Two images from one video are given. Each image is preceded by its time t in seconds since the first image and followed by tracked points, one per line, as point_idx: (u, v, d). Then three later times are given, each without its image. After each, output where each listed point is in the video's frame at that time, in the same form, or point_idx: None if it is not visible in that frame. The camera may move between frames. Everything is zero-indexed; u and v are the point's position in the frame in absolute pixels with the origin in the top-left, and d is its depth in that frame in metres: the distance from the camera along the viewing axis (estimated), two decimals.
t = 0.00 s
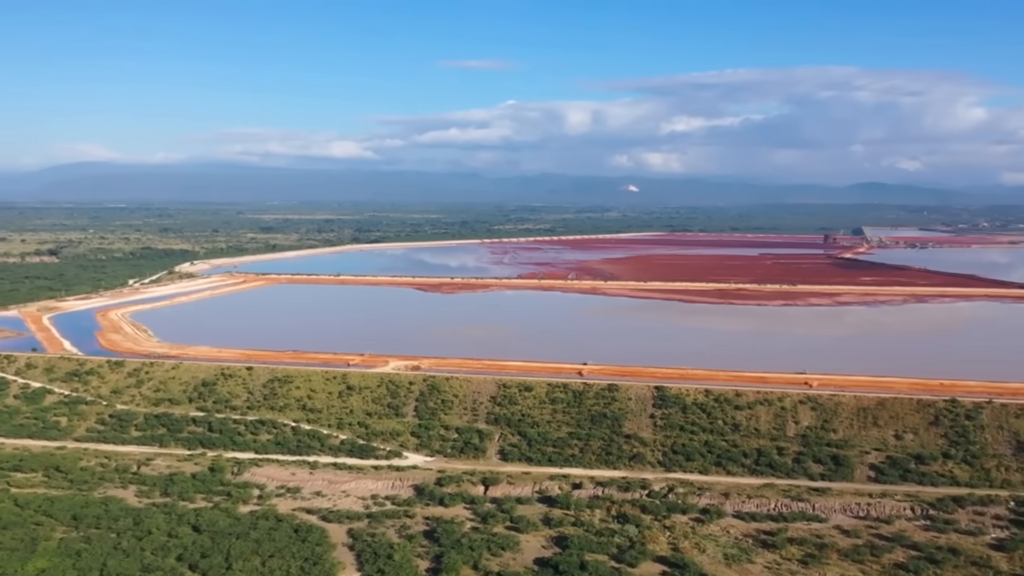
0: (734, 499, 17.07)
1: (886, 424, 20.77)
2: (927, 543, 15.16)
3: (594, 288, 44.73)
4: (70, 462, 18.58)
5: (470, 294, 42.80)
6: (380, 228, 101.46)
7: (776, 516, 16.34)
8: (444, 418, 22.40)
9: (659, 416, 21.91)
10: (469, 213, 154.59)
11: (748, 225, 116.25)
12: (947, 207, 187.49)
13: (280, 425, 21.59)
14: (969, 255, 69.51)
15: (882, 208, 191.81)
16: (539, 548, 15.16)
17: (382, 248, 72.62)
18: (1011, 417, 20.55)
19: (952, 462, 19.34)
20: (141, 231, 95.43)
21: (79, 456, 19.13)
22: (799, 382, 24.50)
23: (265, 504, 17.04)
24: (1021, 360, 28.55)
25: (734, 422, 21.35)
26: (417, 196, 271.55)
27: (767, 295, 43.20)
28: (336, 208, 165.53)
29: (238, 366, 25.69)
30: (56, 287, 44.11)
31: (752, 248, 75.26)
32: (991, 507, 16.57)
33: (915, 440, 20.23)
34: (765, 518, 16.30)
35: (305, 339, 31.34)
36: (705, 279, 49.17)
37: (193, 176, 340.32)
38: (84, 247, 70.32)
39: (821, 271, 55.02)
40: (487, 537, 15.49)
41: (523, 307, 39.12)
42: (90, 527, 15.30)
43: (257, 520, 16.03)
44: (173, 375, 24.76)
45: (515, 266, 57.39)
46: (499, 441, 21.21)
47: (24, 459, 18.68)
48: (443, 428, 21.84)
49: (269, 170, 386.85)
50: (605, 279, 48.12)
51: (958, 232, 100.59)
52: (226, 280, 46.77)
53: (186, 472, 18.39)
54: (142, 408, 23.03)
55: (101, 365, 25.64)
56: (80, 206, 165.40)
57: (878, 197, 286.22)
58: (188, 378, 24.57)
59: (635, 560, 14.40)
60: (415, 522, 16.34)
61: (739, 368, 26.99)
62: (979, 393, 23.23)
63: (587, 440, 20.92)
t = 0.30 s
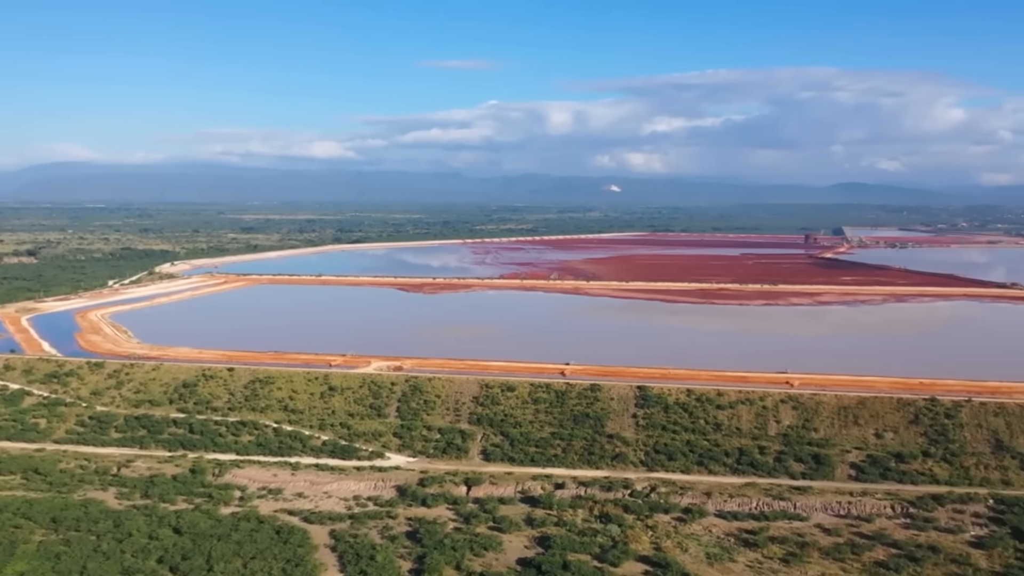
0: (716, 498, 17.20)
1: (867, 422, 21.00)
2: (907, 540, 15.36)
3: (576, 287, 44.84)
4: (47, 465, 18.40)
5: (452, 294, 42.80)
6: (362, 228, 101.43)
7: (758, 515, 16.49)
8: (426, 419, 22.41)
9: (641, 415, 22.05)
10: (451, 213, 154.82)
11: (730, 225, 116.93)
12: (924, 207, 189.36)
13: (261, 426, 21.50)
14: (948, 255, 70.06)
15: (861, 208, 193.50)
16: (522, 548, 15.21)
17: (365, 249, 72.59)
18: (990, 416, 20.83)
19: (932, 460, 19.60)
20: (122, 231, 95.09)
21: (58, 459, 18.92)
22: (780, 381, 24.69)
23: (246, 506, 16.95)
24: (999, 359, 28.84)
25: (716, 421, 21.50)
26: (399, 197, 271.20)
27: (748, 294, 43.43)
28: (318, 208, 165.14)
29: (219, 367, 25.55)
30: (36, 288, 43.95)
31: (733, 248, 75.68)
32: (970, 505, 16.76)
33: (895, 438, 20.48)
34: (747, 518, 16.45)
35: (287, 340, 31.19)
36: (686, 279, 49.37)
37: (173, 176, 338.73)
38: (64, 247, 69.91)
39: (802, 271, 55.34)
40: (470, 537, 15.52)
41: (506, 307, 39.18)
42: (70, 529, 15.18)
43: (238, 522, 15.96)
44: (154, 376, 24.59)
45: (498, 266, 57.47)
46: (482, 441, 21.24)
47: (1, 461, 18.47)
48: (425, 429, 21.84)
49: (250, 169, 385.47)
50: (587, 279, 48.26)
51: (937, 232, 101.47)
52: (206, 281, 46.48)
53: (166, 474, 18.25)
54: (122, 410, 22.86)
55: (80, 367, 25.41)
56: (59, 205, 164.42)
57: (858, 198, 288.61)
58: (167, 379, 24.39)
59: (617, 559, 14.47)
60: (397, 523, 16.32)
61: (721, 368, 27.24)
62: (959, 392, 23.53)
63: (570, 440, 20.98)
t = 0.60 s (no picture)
0: (698, 497, 17.32)
1: (847, 421, 21.21)
2: (888, 538, 15.53)
3: (557, 287, 44.95)
4: (26, 467, 18.22)
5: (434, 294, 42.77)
6: (344, 229, 101.24)
7: (740, 514, 16.61)
8: (408, 419, 22.39)
9: (623, 415, 22.15)
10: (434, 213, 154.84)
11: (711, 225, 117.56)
12: (903, 207, 191.28)
13: (242, 427, 21.39)
14: (927, 255, 70.73)
15: (840, 208, 195.28)
16: (504, 548, 15.24)
17: (347, 249, 72.46)
18: (969, 414, 21.10)
19: (912, 458, 19.83)
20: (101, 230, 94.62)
21: (36, 461, 18.74)
22: (761, 381, 24.88)
23: (227, 508, 16.87)
24: (977, 358, 29.14)
25: (698, 420, 21.64)
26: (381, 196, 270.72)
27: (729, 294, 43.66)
28: (299, 208, 164.83)
29: (199, 368, 25.39)
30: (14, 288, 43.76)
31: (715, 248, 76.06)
32: (949, 503, 16.96)
33: (875, 437, 20.69)
34: (728, 517, 16.58)
35: (268, 340, 31.03)
36: (668, 279, 49.58)
37: (152, 176, 336.53)
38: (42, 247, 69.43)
39: (783, 271, 55.66)
40: (452, 538, 15.53)
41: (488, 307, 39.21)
42: (49, 532, 15.05)
43: (219, 523, 15.88)
44: (133, 378, 24.40)
45: (480, 266, 57.50)
46: (464, 442, 21.26)
47: None
48: (408, 429, 21.82)
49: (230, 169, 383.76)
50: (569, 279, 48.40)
51: (917, 232, 102.40)
52: (187, 281, 46.15)
53: (146, 476, 18.12)
54: (101, 411, 22.67)
55: (59, 368, 25.17)
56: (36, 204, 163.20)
57: (838, 198, 291.05)
58: (148, 381, 24.21)
59: (600, 559, 14.55)
60: (379, 524, 16.30)
61: (702, 367, 27.44)
62: (938, 390, 23.82)
63: (552, 440, 21.04)
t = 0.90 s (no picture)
0: (680, 496, 17.44)
1: (827, 421, 21.43)
2: (868, 537, 15.67)
3: (539, 288, 45.05)
4: (3, 470, 18.05)
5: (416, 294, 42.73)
6: (325, 229, 100.91)
7: (721, 513, 16.74)
8: (390, 420, 22.38)
9: (604, 415, 22.25)
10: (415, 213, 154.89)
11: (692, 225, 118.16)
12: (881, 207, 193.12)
13: (223, 428, 21.28)
14: (905, 255, 71.45)
15: (820, 209, 196.94)
16: (486, 549, 15.28)
17: (328, 249, 72.30)
18: (947, 413, 21.39)
19: (891, 457, 20.05)
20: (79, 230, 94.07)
21: (13, 463, 18.55)
22: (742, 380, 25.09)
23: (208, 510, 16.79)
24: (954, 357, 29.50)
25: (679, 420, 21.79)
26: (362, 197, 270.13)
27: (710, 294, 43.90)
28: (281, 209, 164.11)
29: (179, 369, 25.23)
30: None
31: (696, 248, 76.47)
32: (928, 501, 17.16)
33: (855, 436, 20.90)
34: (710, 516, 16.71)
35: (249, 341, 30.87)
36: (649, 280, 49.79)
37: (130, 176, 334.14)
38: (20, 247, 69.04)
39: (764, 271, 55.99)
40: (434, 538, 15.54)
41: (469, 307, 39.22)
42: (27, 535, 14.92)
43: (199, 525, 15.81)
44: (112, 379, 24.20)
45: (462, 266, 57.51)
46: (445, 442, 21.27)
47: None
48: (389, 430, 21.80)
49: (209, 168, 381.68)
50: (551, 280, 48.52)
51: (895, 232, 103.33)
52: (167, 282, 45.82)
53: (126, 478, 18.00)
54: (80, 413, 22.47)
55: (36, 370, 24.93)
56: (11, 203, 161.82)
57: (817, 198, 293.39)
58: (127, 382, 24.03)
59: (581, 558, 14.62)
60: (361, 525, 16.28)
61: (683, 367, 27.65)
62: (917, 389, 24.11)
63: (534, 440, 21.10)
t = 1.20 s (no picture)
0: (661, 496, 17.56)
1: (807, 420, 21.65)
2: (847, 535, 15.81)
3: (520, 288, 45.14)
4: None
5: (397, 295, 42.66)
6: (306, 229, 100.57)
7: (702, 512, 16.86)
8: (371, 421, 22.34)
9: (585, 415, 22.34)
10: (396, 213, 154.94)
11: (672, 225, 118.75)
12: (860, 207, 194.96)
13: (203, 430, 21.16)
14: (883, 254, 72.14)
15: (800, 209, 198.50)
16: (468, 549, 15.30)
17: (308, 249, 72.09)
18: (925, 412, 21.67)
19: (871, 455, 20.26)
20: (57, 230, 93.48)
21: None
22: (723, 380, 25.29)
23: (188, 511, 16.70)
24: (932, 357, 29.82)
25: (660, 420, 21.92)
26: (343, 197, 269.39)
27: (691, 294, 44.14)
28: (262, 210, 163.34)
29: (159, 370, 25.06)
30: None
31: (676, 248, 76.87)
32: (907, 499, 17.36)
33: (835, 434, 21.11)
34: (691, 515, 16.82)
35: (229, 342, 30.69)
36: (630, 279, 49.99)
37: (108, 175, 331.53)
38: None
39: (744, 271, 56.33)
40: (416, 539, 15.55)
41: (451, 307, 39.21)
42: (4, 538, 14.78)
43: (179, 527, 15.72)
44: (91, 381, 23.99)
45: (443, 266, 57.51)
46: (427, 443, 21.27)
47: None
48: (371, 431, 21.77)
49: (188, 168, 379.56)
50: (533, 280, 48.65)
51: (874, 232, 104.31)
52: (146, 283, 45.47)
53: (105, 480, 17.85)
54: (58, 415, 22.27)
55: (13, 372, 24.67)
56: None
57: (796, 198, 295.72)
58: (106, 383, 23.83)
59: (563, 558, 14.69)
60: (342, 526, 16.26)
61: (664, 367, 27.84)
62: (896, 388, 24.39)
63: (515, 440, 21.15)
